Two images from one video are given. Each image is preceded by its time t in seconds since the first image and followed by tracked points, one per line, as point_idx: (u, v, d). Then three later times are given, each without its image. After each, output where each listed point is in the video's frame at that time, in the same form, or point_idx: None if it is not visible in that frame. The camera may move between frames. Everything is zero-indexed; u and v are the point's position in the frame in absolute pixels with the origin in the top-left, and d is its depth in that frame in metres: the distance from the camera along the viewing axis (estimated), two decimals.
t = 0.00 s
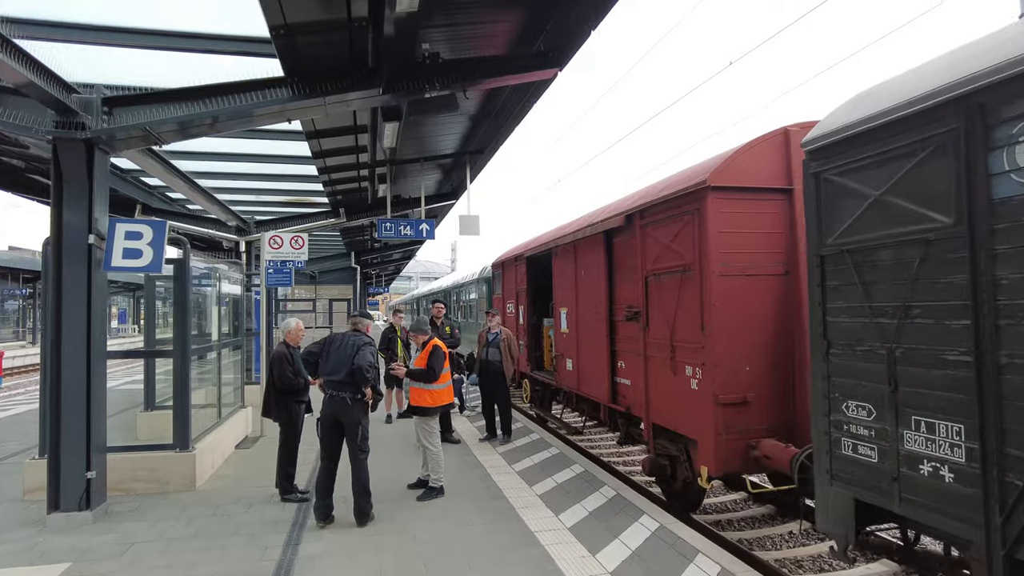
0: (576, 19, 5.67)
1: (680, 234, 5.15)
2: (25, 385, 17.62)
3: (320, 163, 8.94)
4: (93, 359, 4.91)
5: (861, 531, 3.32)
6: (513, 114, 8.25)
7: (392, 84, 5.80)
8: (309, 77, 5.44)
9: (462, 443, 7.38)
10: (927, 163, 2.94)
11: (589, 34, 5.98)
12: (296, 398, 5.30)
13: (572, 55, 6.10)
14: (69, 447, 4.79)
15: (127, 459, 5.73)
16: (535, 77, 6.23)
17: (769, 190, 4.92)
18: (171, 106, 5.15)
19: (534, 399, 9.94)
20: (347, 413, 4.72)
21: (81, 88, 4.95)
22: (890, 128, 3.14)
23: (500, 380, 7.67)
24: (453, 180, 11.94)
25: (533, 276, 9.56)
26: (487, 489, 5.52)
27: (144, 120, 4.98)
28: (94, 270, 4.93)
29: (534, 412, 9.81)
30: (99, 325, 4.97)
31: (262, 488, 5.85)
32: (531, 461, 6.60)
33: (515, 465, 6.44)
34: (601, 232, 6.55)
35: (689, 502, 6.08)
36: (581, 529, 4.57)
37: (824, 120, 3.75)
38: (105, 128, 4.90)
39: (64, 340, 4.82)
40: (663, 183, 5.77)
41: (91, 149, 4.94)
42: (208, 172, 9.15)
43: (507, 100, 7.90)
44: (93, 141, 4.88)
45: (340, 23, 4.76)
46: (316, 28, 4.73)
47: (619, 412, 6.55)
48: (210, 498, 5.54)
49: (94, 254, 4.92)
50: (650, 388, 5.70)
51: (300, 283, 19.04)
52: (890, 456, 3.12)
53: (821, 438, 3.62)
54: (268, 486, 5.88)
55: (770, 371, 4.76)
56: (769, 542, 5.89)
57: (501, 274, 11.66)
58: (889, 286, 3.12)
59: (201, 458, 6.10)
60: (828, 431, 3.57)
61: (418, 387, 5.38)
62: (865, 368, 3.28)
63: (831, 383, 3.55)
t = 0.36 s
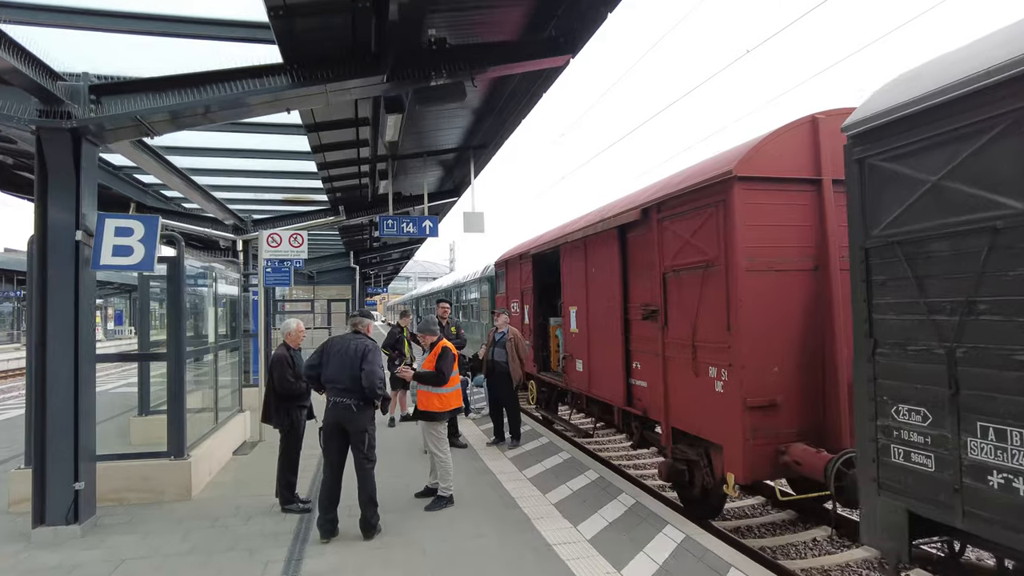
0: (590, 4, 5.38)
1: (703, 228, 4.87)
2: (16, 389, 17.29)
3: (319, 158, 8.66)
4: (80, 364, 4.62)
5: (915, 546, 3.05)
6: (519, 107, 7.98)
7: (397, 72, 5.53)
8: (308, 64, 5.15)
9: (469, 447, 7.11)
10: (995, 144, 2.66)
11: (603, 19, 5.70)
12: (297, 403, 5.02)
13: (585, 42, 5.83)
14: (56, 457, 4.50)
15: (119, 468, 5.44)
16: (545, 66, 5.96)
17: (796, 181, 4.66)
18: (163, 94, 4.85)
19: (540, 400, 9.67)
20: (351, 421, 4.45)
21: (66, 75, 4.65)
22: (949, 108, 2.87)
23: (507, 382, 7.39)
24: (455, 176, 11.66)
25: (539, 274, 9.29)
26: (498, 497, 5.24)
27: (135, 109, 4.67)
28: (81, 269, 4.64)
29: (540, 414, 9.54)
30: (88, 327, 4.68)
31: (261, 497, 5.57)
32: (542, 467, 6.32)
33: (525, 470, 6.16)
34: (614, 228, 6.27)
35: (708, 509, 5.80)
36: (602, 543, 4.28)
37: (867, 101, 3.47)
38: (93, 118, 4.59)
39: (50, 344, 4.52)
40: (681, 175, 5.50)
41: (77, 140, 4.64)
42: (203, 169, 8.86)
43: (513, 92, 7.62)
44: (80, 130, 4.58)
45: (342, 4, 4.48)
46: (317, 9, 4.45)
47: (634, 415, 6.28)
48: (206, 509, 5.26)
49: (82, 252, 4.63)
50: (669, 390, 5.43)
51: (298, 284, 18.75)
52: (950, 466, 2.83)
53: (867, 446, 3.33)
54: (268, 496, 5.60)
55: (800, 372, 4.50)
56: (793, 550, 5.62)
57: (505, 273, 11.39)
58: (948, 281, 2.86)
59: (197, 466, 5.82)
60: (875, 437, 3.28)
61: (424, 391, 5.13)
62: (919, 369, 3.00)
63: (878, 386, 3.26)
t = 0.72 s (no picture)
0: None
1: (729, 220, 4.57)
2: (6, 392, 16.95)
3: (318, 153, 8.34)
4: (62, 369, 4.29)
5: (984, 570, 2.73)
6: (526, 98, 7.68)
7: (399, 55, 5.21)
8: (306, 47, 4.83)
9: (477, 453, 6.80)
10: None
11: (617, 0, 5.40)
12: (297, 410, 4.71)
13: (599, 25, 5.54)
14: (36, 469, 4.19)
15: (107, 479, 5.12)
16: (556, 50, 5.65)
17: (828, 170, 4.36)
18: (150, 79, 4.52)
19: (547, 402, 9.37)
20: (355, 431, 4.15)
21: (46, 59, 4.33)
22: None
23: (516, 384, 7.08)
24: (457, 172, 11.35)
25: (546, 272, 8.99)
26: (510, 508, 4.93)
27: (120, 95, 4.35)
28: (63, 267, 4.31)
29: (546, 416, 9.25)
30: (69, 330, 4.36)
31: (258, 509, 5.26)
32: (553, 473, 6.02)
33: (536, 478, 5.85)
34: (628, 222, 5.97)
35: (729, 518, 5.50)
36: (625, 560, 3.97)
37: (919, 76, 3.15)
38: (74, 104, 4.26)
39: (30, 348, 4.21)
40: (702, 166, 5.20)
41: (58, 129, 4.32)
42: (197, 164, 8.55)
43: (520, 83, 7.31)
44: (60, 118, 4.25)
45: None
46: None
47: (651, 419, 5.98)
48: (200, 522, 4.95)
49: (64, 249, 4.31)
50: (691, 393, 5.13)
51: (297, 284, 18.40)
52: None
53: (923, 456, 3.01)
54: (265, 507, 5.29)
55: (834, 374, 4.20)
56: (820, 561, 5.31)
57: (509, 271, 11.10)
58: None
59: (189, 475, 5.51)
60: (933, 446, 2.95)
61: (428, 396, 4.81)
62: (988, 371, 2.68)
63: (935, 390, 2.94)
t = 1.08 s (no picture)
0: None
1: (761, 212, 4.30)
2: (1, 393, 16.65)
3: (320, 147, 8.07)
4: (50, 371, 4.01)
5: None
6: (537, 89, 7.41)
7: (407, 39, 4.95)
8: (310, 29, 4.55)
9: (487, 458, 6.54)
10: None
11: None
12: (302, 416, 4.45)
13: (619, 9, 5.28)
14: (23, 478, 3.91)
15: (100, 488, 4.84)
16: (574, 35, 5.37)
17: (867, 159, 4.09)
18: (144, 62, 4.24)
19: (555, 404, 9.12)
20: (364, 439, 3.89)
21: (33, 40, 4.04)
22: None
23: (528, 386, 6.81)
24: (463, 168, 11.08)
25: (556, 270, 8.72)
26: (527, 519, 4.66)
27: (112, 79, 4.07)
28: (52, 263, 4.04)
29: (555, 419, 8.99)
30: (58, 330, 4.07)
31: (261, 518, 4.99)
32: (569, 480, 5.74)
33: (551, 485, 5.58)
34: (648, 216, 5.70)
35: (755, 527, 5.22)
36: None
37: (985, 50, 2.88)
38: (62, 88, 3.98)
39: (16, 348, 3.92)
40: (728, 156, 4.94)
41: (45, 115, 4.03)
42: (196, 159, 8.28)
43: (531, 73, 7.05)
44: (48, 103, 3.97)
45: None
46: None
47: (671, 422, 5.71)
48: (199, 533, 4.68)
49: (53, 244, 4.04)
50: (718, 396, 4.86)
51: (298, 284, 18.11)
52: None
53: (994, 468, 2.73)
54: (268, 517, 5.02)
55: (876, 375, 3.93)
56: (852, 572, 4.96)
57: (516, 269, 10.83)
58: None
59: (188, 483, 5.24)
60: (1005, 457, 2.67)
61: (437, 401, 4.59)
62: None
63: (1008, 396, 2.66)
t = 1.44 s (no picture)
0: None
1: (803, 206, 4.01)
2: None
3: (326, 142, 7.79)
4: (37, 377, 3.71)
5: None
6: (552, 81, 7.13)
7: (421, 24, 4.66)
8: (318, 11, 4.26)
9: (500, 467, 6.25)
10: None
11: None
12: (309, 424, 4.16)
13: None
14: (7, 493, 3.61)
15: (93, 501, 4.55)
16: (597, 20, 5.08)
17: (918, 149, 3.80)
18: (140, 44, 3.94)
19: (567, 408, 8.83)
20: (375, 451, 3.59)
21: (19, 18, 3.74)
22: None
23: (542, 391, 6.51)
24: (470, 166, 10.80)
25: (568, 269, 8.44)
26: (549, 534, 4.37)
27: (105, 62, 3.77)
28: (41, 262, 3.74)
29: (566, 424, 8.69)
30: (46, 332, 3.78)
31: (264, 533, 4.69)
32: (588, 490, 5.44)
33: (570, 496, 5.28)
34: (673, 213, 5.41)
35: (788, 541, 4.91)
36: None
37: None
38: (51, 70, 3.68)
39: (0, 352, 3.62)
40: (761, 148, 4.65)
41: (32, 100, 3.74)
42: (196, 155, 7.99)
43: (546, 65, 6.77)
44: (36, 87, 3.67)
45: None
46: None
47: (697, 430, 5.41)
48: (198, 549, 4.38)
49: (41, 240, 3.73)
50: (751, 403, 4.57)
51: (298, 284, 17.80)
52: None
53: None
54: (272, 532, 4.72)
55: (930, 382, 3.63)
56: None
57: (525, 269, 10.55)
58: None
59: (186, 495, 4.94)
60: None
61: (455, 408, 4.26)
62: None
63: None
